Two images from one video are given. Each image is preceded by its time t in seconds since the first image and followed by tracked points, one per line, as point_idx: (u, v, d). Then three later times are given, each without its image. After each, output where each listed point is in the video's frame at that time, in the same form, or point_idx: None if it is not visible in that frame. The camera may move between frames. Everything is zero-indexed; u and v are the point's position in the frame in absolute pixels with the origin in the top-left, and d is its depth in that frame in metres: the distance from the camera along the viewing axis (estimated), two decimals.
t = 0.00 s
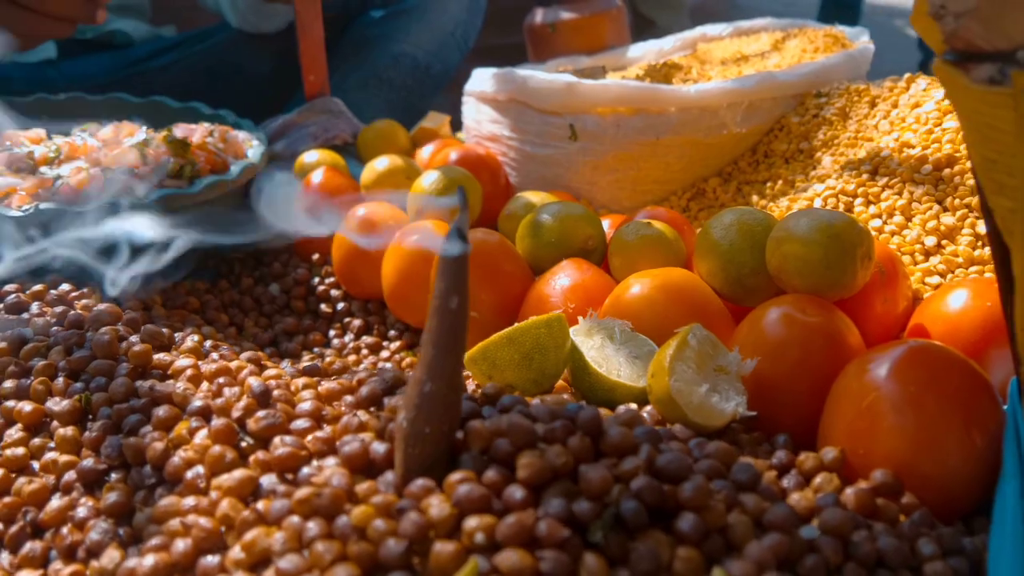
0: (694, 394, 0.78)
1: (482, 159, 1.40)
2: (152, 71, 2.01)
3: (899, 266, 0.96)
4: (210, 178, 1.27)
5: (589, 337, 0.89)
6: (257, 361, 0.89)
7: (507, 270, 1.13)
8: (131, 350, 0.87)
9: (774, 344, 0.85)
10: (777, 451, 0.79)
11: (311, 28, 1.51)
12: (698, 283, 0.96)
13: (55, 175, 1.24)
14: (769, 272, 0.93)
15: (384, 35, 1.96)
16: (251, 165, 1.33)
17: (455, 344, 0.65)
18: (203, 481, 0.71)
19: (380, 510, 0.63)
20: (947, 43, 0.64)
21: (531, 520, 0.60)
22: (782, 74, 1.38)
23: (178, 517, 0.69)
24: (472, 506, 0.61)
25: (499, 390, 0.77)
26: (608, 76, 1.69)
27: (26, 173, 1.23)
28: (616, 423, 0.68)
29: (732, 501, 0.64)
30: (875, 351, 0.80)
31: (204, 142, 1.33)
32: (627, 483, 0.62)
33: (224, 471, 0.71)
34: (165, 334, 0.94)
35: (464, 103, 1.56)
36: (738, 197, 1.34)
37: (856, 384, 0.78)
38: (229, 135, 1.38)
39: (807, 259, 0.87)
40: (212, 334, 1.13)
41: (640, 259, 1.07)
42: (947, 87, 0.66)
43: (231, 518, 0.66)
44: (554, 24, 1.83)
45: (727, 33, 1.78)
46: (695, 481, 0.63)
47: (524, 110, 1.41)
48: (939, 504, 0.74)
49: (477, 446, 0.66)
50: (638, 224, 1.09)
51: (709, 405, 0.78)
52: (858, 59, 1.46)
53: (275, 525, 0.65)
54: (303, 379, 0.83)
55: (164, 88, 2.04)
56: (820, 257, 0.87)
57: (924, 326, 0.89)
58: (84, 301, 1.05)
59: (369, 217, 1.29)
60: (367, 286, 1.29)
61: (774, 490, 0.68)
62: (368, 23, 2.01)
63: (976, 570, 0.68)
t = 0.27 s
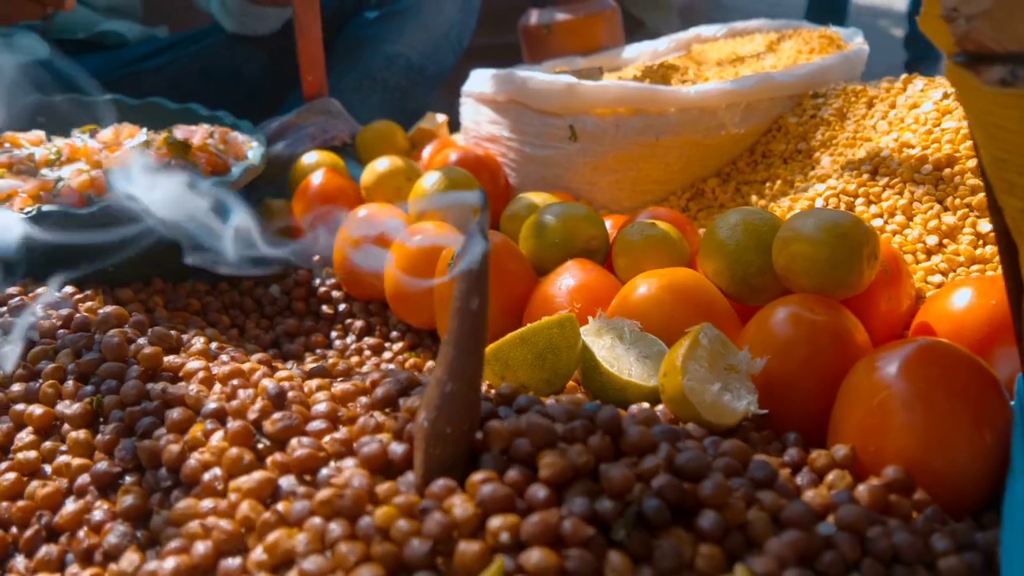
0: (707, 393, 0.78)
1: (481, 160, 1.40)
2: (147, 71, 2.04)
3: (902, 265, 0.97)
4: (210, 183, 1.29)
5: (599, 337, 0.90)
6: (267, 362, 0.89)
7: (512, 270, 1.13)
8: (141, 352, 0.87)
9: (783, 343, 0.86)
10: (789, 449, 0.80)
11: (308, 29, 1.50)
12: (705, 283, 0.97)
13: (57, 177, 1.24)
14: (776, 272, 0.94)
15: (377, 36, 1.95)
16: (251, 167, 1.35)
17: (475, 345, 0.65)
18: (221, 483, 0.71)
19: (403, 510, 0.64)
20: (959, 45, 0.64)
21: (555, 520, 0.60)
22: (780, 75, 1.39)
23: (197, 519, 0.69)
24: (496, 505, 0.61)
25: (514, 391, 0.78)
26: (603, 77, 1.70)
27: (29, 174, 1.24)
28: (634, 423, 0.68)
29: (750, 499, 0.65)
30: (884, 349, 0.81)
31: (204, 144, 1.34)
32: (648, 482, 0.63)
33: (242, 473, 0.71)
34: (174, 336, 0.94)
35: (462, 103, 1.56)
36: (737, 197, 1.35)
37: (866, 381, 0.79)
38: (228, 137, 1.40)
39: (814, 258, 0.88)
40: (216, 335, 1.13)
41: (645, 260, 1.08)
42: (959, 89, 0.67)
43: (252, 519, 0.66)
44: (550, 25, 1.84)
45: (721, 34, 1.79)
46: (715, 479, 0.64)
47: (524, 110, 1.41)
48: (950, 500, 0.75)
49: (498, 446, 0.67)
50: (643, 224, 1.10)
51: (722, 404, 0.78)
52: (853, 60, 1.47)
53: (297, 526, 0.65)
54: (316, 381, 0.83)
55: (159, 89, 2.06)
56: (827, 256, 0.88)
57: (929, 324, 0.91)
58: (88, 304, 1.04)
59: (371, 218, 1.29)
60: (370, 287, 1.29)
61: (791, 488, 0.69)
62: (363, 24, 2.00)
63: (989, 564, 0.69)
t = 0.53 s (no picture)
0: (721, 392, 0.79)
1: (480, 162, 1.41)
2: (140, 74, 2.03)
3: (905, 264, 0.98)
4: (211, 183, 1.28)
5: (610, 337, 0.91)
6: (279, 364, 0.89)
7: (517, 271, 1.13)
8: (153, 356, 0.87)
9: (793, 342, 0.87)
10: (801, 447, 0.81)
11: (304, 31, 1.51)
12: (711, 284, 0.98)
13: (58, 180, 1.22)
14: (782, 272, 0.95)
15: (372, 39, 1.97)
16: (251, 168, 1.34)
17: (497, 346, 0.65)
18: (241, 486, 0.71)
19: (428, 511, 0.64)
20: (968, 48, 0.65)
21: (582, 518, 0.61)
22: (776, 77, 1.40)
23: (219, 522, 0.69)
24: (523, 505, 0.62)
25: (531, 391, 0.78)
26: (599, 78, 1.70)
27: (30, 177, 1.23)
28: (654, 422, 0.69)
29: (770, 496, 0.66)
30: (893, 347, 0.82)
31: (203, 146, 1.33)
32: (671, 481, 0.64)
33: (263, 476, 0.71)
34: (183, 339, 0.94)
35: (460, 105, 1.57)
36: (736, 198, 1.37)
37: (876, 379, 0.80)
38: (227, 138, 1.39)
39: (821, 258, 0.89)
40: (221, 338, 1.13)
41: (650, 261, 1.09)
42: (968, 91, 0.68)
43: (276, 522, 0.66)
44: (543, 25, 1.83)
45: (714, 36, 1.81)
46: (736, 477, 0.65)
47: (522, 112, 1.42)
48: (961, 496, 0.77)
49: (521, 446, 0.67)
50: (647, 225, 1.11)
51: (736, 402, 0.79)
52: (848, 61, 1.49)
53: (321, 528, 0.65)
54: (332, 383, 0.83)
55: (154, 90, 2.05)
56: (834, 257, 0.89)
57: (933, 322, 0.92)
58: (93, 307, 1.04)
59: (372, 221, 1.29)
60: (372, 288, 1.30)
61: (807, 485, 0.70)
62: (358, 26, 2.01)
63: (1002, 558, 0.70)
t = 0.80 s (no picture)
0: (734, 391, 0.80)
1: (479, 163, 1.42)
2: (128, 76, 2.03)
3: (908, 264, 1.00)
4: (212, 185, 1.27)
5: (621, 338, 0.92)
6: (290, 367, 0.89)
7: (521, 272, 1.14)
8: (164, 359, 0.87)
9: (802, 341, 0.88)
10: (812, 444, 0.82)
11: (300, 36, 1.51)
12: (718, 284, 0.99)
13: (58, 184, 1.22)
14: (788, 272, 0.96)
15: (366, 41, 1.99)
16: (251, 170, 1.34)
17: (519, 346, 0.66)
18: (262, 489, 0.71)
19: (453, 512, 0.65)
20: (977, 51, 0.67)
21: (608, 517, 0.61)
22: (772, 78, 1.41)
23: (240, 525, 0.69)
24: (548, 504, 0.62)
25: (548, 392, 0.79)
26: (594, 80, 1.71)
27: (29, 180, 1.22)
28: (674, 421, 0.70)
29: (790, 493, 0.67)
30: (901, 346, 0.84)
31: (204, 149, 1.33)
32: (694, 479, 0.64)
33: (283, 479, 0.71)
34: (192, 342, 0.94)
35: (457, 107, 1.57)
36: (735, 198, 1.38)
37: (886, 377, 0.82)
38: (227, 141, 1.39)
39: (827, 258, 0.91)
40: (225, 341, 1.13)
41: (655, 261, 1.09)
42: (977, 95, 0.69)
43: (299, 525, 0.67)
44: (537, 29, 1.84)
45: (707, 36, 1.82)
46: (757, 474, 0.65)
47: (520, 114, 1.42)
48: (971, 491, 0.78)
49: (543, 446, 0.68)
50: (650, 226, 1.12)
51: (749, 401, 0.80)
52: (841, 63, 1.51)
53: (346, 530, 0.66)
54: (346, 386, 0.83)
55: (149, 92, 2.04)
56: (841, 256, 0.90)
57: (938, 320, 0.93)
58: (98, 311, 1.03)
59: (374, 223, 1.29)
60: (375, 290, 1.30)
61: (823, 482, 0.71)
62: (352, 29, 2.03)
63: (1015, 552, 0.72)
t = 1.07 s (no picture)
0: (745, 390, 0.81)
1: (476, 165, 1.42)
2: (116, 77, 2.02)
3: (909, 262, 1.01)
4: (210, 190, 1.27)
5: (629, 338, 0.92)
6: (300, 369, 0.89)
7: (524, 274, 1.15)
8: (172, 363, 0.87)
9: (809, 341, 0.88)
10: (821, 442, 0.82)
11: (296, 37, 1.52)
12: (722, 284, 0.99)
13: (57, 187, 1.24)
14: (792, 272, 0.97)
15: (356, 41, 1.99)
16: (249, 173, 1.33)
17: (538, 349, 0.65)
18: (279, 491, 0.71)
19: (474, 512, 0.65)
20: (985, 54, 0.68)
21: (630, 516, 0.62)
22: (768, 79, 1.42)
23: (258, 528, 0.69)
24: (570, 504, 0.63)
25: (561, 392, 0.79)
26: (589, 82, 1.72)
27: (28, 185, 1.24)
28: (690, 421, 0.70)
29: (806, 490, 0.68)
30: (907, 344, 0.85)
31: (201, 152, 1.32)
32: (714, 477, 0.65)
33: (301, 481, 0.71)
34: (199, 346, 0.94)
35: (453, 108, 1.57)
36: (733, 200, 1.40)
37: (893, 375, 0.83)
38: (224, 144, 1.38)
39: (833, 258, 0.92)
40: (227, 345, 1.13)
41: (658, 262, 1.10)
42: (984, 97, 0.70)
43: (319, 527, 0.67)
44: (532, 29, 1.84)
45: (700, 38, 1.83)
46: (775, 472, 0.66)
47: (519, 116, 1.42)
48: (978, 486, 0.79)
49: (562, 446, 0.68)
50: (653, 227, 1.12)
51: (760, 401, 0.81)
52: (835, 63, 1.52)
53: (367, 532, 0.66)
54: (359, 389, 0.83)
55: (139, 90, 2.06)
56: (846, 256, 0.91)
57: (941, 318, 0.94)
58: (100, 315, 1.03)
59: (374, 225, 1.29)
60: (375, 292, 1.30)
61: (837, 479, 0.72)
62: (340, 29, 2.03)
63: None
